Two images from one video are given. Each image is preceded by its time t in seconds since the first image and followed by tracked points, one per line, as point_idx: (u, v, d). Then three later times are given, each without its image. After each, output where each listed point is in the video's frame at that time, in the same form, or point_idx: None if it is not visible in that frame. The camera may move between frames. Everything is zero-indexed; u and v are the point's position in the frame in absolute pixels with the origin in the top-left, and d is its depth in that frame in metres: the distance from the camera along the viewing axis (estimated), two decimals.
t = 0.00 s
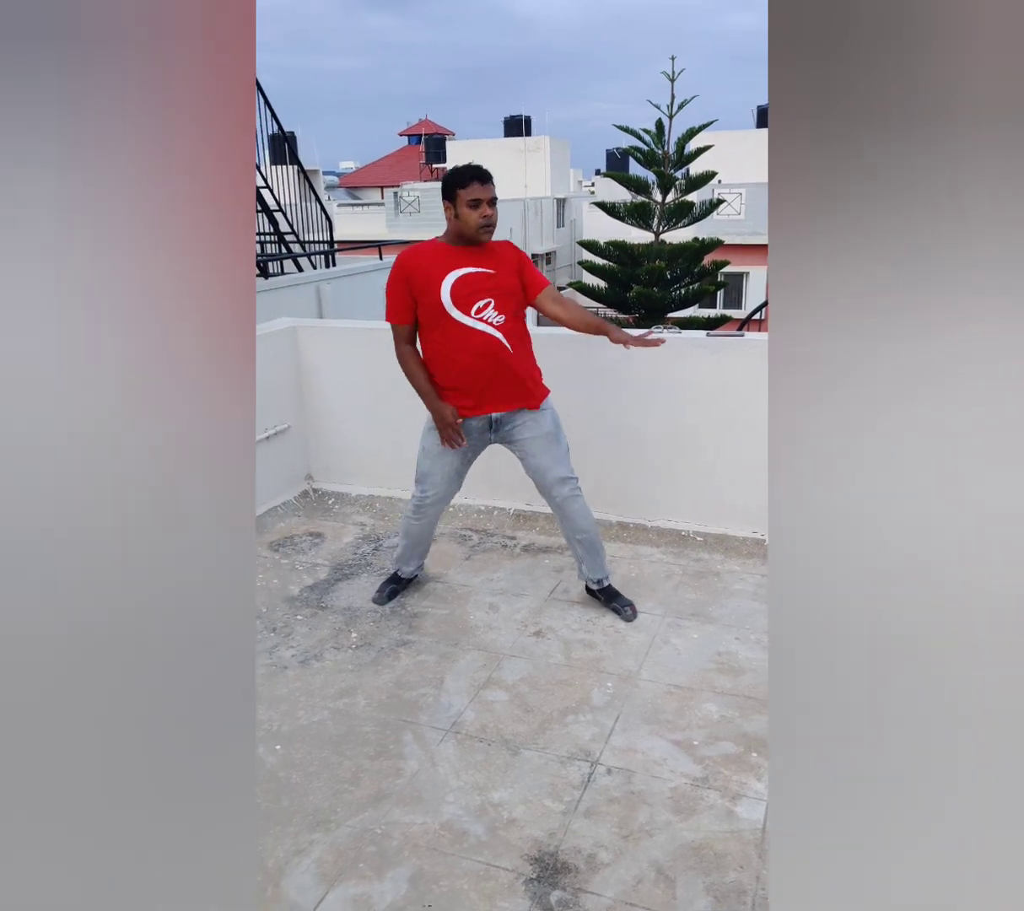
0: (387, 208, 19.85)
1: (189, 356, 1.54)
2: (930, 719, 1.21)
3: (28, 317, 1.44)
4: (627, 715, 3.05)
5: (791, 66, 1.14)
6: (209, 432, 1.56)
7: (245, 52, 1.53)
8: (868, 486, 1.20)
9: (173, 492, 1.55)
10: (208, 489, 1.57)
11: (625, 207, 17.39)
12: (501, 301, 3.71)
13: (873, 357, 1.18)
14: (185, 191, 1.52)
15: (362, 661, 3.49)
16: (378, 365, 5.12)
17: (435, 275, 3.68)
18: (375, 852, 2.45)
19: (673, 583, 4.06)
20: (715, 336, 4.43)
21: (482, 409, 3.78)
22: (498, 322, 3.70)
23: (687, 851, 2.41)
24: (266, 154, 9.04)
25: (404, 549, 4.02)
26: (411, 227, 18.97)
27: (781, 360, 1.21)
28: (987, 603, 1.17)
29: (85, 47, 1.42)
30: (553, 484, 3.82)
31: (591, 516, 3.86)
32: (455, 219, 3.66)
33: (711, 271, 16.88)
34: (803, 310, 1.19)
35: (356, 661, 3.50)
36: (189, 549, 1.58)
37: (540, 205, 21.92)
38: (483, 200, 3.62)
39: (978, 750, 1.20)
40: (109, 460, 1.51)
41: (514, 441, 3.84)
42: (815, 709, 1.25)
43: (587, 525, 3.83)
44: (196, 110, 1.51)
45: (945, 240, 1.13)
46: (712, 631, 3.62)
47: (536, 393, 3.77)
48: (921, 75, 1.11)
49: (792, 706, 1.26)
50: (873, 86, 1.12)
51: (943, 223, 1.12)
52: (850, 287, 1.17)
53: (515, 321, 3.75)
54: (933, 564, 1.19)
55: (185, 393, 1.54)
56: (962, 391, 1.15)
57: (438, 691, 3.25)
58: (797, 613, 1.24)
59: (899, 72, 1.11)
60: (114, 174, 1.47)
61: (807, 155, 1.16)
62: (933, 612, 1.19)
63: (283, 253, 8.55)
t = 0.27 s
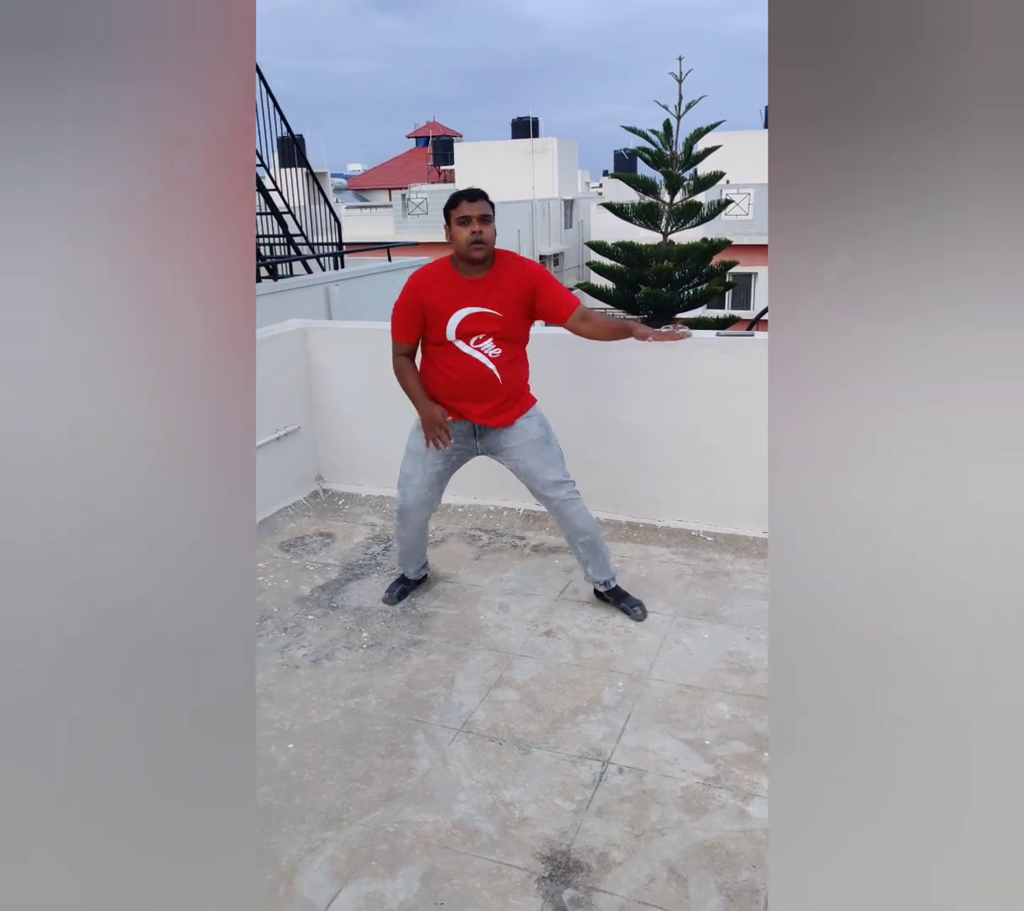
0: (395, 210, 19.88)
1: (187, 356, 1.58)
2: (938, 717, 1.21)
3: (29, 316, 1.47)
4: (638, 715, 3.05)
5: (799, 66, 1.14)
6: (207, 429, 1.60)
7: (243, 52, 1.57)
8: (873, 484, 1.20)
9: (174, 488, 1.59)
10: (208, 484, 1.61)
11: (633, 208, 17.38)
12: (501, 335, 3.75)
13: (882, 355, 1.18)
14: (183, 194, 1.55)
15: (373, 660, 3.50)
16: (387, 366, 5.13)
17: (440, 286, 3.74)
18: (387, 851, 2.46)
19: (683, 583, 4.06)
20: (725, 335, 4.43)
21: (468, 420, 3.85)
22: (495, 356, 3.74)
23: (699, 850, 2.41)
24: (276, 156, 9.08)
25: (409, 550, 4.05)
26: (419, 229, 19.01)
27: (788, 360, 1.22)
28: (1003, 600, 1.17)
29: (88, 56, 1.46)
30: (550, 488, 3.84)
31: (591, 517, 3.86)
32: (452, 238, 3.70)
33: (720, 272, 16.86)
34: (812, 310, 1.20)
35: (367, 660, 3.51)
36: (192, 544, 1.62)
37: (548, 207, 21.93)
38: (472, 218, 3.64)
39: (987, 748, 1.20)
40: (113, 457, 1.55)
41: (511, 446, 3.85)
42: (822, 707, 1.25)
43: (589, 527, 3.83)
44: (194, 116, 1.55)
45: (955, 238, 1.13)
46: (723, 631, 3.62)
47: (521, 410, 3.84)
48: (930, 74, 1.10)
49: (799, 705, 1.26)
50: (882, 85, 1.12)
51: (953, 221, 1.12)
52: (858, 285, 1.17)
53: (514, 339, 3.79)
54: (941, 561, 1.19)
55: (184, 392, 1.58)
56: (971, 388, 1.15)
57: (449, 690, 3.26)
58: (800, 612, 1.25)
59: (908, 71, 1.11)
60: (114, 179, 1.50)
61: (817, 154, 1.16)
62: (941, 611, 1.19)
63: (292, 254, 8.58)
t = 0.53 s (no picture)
0: (403, 211, 19.90)
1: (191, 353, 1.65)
2: (947, 719, 1.20)
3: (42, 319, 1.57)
4: (646, 716, 3.05)
5: (805, 65, 1.14)
6: (209, 423, 1.67)
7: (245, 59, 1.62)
8: (882, 483, 1.20)
9: (178, 478, 1.67)
10: (211, 474, 1.68)
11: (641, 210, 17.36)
12: (506, 340, 3.72)
13: (892, 353, 1.17)
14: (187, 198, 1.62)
15: (381, 661, 3.51)
16: (396, 367, 5.14)
17: (449, 294, 3.78)
18: (396, 851, 2.47)
19: (692, 586, 4.05)
20: (734, 337, 4.41)
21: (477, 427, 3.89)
22: (498, 361, 3.73)
23: (708, 852, 2.41)
24: (285, 158, 9.10)
25: (414, 550, 4.07)
26: (427, 231, 19.03)
27: (797, 360, 1.21)
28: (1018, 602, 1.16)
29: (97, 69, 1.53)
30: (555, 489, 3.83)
31: (605, 525, 3.83)
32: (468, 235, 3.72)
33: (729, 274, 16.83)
34: (822, 308, 1.19)
35: (375, 661, 3.52)
36: (197, 532, 1.69)
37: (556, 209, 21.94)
38: (488, 217, 3.66)
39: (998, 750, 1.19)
40: (122, 448, 1.63)
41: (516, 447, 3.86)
42: (830, 708, 1.25)
43: (603, 536, 3.80)
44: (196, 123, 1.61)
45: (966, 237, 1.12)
46: (731, 633, 3.61)
47: (529, 419, 3.83)
48: (938, 71, 1.10)
49: (807, 706, 1.26)
50: (890, 83, 1.11)
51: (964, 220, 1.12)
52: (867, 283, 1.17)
53: (522, 349, 3.75)
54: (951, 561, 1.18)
55: (187, 387, 1.65)
56: (983, 388, 1.14)
57: (457, 691, 3.26)
58: (808, 612, 1.24)
59: (916, 68, 1.10)
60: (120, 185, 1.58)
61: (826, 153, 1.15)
62: (951, 612, 1.19)
63: (302, 257, 8.60)
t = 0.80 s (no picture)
0: (404, 213, 19.90)
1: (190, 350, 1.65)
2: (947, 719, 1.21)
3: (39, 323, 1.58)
4: (647, 718, 3.05)
5: (805, 66, 1.14)
6: (206, 419, 1.67)
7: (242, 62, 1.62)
8: (883, 484, 1.20)
9: (176, 476, 1.67)
10: (207, 471, 1.68)
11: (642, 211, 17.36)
12: (507, 328, 3.73)
13: (893, 353, 1.18)
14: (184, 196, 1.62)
15: (381, 662, 3.51)
16: (397, 369, 5.14)
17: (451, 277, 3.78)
18: (396, 852, 2.47)
19: (692, 587, 4.06)
20: (734, 339, 4.42)
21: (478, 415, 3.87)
22: (500, 349, 3.74)
23: (709, 854, 2.41)
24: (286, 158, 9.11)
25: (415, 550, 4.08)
26: (428, 232, 19.04)
27: (798, 359, 1.21)
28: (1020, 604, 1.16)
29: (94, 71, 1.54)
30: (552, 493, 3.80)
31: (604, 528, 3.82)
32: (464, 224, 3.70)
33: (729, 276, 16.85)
34: (822, 310, 1.19)
35: (375, 662, 3.52)
36: (194, 530, 1.69)
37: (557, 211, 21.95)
38: (484, 207, 3.63)
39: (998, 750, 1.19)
40: (121, 447, 1.63)
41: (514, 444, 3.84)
42: (828, 708, 1.25)
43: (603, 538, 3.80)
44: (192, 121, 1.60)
45: (965, 236, 1.12)
46: (732, 634, 3.61)
47: (528, 409, 3.80)
48: (939, 69, 1.10)
49: (808, 708, 1.26)
50: (891, 82, 1.12)
51: (965, 219, 1.12)
52: (870, 283, 1.17)
53: (522, 335, 3.75)
54: (953, 560, 1.18)
55: (186, 383, 1.66)
56: (985, 391, 1.15)
57: (458, 692, 3.27)
58: (808, 615, 1.25)
59: (917, 69, 1.11)
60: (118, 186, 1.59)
61: (827, 151, 1.16)
62: (951, 614, 1.19)
63: (302, 258, 8.60)
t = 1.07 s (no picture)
0: (405, 215, 19.92)
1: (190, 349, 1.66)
2: (948, 721, 1.21)
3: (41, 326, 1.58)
4: (647, 720, 3.05)
5: (805, 65, 1.15)
6: (206, 416, 1.68)
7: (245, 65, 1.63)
8: (886, 486, 1.20)
9: (175, 473, 1.67)
10: (206, 468, 1.68)
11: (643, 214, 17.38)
12: (490, 331, 3.73)
13: (897, 356, 1.18)
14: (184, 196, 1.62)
15: (382, 663, 3.51)
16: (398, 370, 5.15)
17: (433, 284, 3.81)
18: (397, 853, 2.47)
19: (693, 590, 4.06)
20: (735, 342, 4.43)
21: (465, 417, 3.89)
22: (483, 352, 3.74)
23: (709, 857, 2.41)
24: (287, 160, 9.12)
25: (420, 550, 4.09)
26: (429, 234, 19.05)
27: (801, 361, 1.22)
28: None
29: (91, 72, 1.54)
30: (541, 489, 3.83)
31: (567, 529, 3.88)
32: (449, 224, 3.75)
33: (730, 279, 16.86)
34: (826, 311, 1.20)
35: (376, 663, 3.52)
36: (194, 528, 1.69)
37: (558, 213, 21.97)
38: (467, 206, 3.67)
39: (1001, 753, 1.19)
40: (119, 446, 1.64)
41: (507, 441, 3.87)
42: (829, 710, 1.25)
43: (562, 539, 3.86)
44: (192, 121, 1.61)
45: (968, 237, 1.12)
46: (732, 637, 3.61)
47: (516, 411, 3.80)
48: (940, 69, 1.10)
49: (809, 712, 1.26)
50: (891, 81, 1.12)
51: (967, 220, 1.12)
52: (872, 284, 1.17)
53: (505, 335, 3.74)
54: (956, 563, 1.18)
55: (185, 383, 1.66)
56: (988, 396, 1.15)
57: (458, 694, 3.27)
58: (810, 616, 1.25)
59: (919, 68, 1.11)
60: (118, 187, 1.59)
61: (826, 151, 1.16)
62: (953, 618, 1.19)
63: (304, 259, 8.61)
